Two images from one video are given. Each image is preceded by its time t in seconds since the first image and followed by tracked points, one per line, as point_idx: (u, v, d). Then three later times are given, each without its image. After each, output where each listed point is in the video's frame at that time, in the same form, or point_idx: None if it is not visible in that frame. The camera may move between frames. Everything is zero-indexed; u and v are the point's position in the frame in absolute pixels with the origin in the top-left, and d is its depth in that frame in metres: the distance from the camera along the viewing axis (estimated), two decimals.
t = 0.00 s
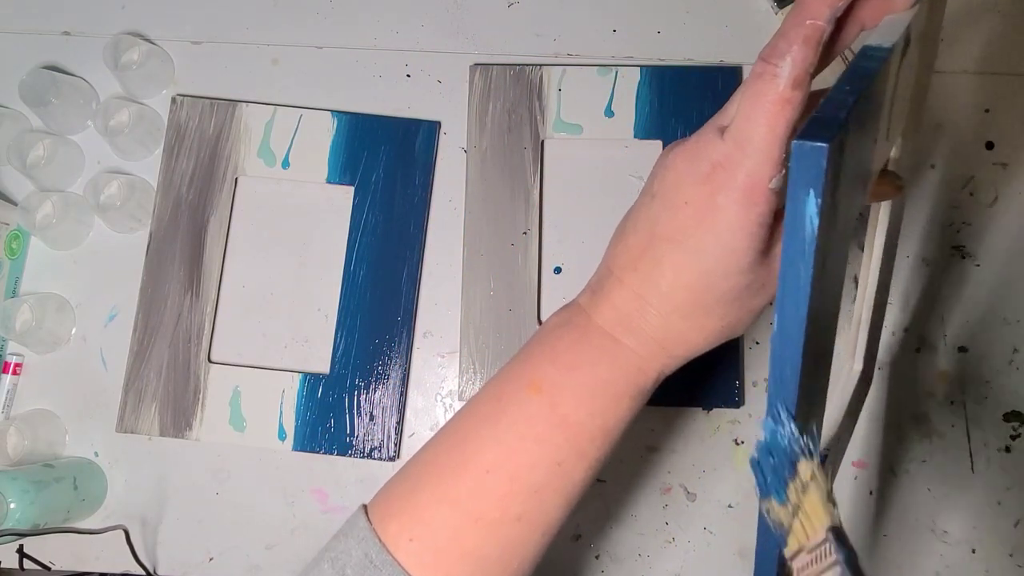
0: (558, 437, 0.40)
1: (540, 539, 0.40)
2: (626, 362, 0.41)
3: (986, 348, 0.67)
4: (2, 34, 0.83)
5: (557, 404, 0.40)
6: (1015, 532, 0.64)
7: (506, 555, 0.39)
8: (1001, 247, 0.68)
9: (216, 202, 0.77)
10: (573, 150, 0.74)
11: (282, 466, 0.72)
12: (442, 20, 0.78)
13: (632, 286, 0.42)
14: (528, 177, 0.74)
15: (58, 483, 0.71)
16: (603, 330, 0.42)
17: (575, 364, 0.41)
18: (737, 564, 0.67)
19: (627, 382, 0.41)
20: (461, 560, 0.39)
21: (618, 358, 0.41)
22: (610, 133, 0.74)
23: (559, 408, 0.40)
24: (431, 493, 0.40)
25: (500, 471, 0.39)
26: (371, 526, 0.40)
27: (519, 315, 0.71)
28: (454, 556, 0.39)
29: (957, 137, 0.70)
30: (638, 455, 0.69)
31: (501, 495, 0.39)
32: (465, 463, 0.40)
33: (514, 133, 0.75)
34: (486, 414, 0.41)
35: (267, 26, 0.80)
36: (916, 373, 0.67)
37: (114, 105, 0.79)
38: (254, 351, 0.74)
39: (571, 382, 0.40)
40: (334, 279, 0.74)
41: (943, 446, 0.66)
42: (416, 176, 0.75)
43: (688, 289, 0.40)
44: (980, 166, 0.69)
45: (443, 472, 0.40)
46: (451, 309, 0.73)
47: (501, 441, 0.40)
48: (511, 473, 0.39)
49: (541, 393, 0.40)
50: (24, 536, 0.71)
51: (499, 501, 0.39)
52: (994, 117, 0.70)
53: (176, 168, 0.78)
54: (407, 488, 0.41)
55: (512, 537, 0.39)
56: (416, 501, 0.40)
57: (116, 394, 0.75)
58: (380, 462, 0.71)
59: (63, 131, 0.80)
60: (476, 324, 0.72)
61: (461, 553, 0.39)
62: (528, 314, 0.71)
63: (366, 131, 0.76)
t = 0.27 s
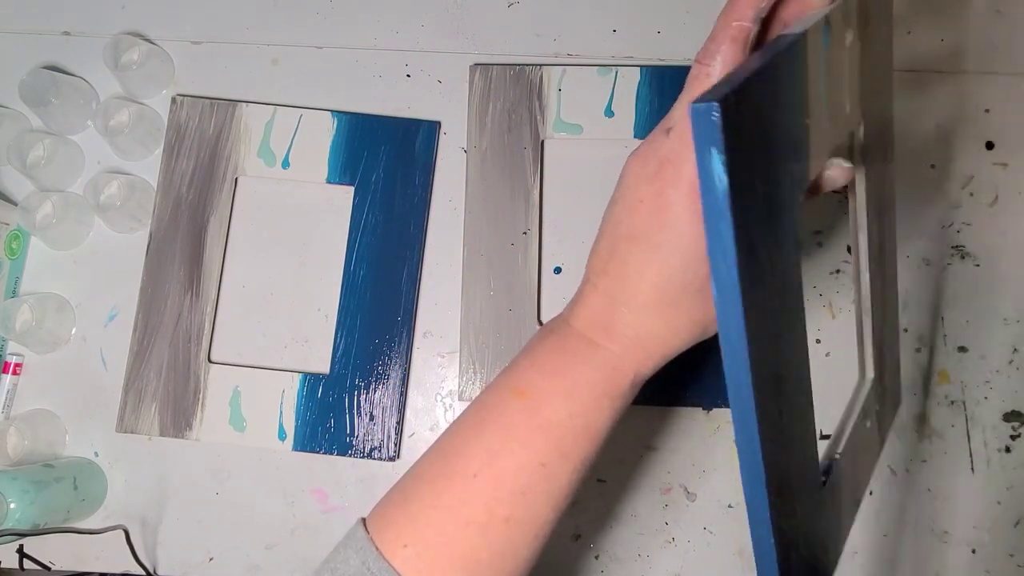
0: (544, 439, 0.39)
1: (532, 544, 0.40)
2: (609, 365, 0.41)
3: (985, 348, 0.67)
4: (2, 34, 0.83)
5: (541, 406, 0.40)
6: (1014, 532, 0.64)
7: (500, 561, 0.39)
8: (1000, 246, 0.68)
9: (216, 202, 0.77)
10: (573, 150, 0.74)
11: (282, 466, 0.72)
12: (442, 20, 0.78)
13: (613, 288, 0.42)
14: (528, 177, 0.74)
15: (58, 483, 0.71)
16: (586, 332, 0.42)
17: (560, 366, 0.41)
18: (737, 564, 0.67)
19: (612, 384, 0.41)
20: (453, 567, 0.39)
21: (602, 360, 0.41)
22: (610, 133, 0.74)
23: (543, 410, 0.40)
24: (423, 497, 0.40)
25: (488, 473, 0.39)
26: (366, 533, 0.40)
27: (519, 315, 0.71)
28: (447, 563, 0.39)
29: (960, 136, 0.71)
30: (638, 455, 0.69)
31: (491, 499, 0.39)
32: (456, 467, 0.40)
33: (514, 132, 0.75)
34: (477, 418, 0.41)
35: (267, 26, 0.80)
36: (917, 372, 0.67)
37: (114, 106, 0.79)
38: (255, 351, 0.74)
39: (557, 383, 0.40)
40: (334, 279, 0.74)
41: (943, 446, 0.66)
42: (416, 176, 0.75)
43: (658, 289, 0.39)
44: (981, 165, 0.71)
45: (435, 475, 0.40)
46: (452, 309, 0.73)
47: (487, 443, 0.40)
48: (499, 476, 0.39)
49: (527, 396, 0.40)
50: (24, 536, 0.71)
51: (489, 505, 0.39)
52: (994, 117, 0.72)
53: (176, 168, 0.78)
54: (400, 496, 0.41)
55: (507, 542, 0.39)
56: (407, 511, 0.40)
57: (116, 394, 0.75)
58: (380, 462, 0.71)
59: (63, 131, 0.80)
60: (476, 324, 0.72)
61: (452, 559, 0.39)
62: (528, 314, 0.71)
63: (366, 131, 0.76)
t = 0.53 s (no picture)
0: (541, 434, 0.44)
1: (542, 534, 0.44)
2: (593, 364, 0.46)
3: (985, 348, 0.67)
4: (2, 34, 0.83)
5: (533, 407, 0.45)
6: (1014, 533, 0.64)
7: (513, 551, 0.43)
8: (1000, 247, 0.69)
9: (216, 202, 0.77)
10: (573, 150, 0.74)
11: (282, 466, 0.72)
12: (442, 19, 0.78)
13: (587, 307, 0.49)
14: (528, 177, 0.74)
15: (58, 483, 0.71)
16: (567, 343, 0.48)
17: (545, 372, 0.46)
18: (737, 564, 0.67)
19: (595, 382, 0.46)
20: (456, 555, 0.42)
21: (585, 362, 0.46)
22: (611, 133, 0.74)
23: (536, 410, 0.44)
24: (435, 506, 0.44)
25: (492, 475, 0.43)
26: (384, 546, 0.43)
27: (520, 314, 0.71)
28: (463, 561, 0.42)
29: (960, 136, 0.72)
30: (638, 455, 0.69)
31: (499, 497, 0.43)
32: (461, 474, 0.44)
33: (514, 133, 0.75)
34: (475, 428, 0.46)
35: (267, 26, 0.80)
36: (918, 373, 0.67)
37: (114, 106, 0.79)
38: (255, 351, 0.74)
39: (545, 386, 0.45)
40: (334, 279, 0.74)
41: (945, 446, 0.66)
42: (416, 176, 0.75)
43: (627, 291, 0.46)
44: (981, 165, 0.71)
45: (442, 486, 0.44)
46: (451, 309, 0.73)
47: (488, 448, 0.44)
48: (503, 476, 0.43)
49: (519, 400, 0.45)
50: (24, 536, 0.71)
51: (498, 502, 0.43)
52: (994, 117, 0.72)
53: (176, 168, 0.78)
54: (414, 507, 0.45)
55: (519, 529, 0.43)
56: (417, 505, 0.45)
57: (117, 394, 0.75)
58: (380, 462, 0.71)
59: (62, 131, 0.80)
60: (476, 324, 0.72)
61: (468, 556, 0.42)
62: (528, 314, 0.71)
63: (366, 131, 0.76)
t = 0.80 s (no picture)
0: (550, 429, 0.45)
1: (554, 533, 0.43)
2: (597, 363, 0.47)
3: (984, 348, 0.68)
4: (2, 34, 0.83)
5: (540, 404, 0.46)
6: (1015, 532, 0.64)
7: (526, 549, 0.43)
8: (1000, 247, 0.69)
9: (216, 202, 0.77)
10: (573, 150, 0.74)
11: (282, 467, 0.72)
12: (442, 19, 0.78)
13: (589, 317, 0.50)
14: (528, 177, 0.74)
15: (59, 483, 0.71)
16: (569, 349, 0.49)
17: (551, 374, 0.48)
18: (737, 563, 0.67)
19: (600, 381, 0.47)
20: (462, 548, 0.42)
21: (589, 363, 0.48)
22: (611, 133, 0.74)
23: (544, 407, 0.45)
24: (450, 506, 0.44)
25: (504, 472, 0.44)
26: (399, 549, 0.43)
27: (520, 314, 0.71)
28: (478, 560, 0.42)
29: (960, 136, 0.72)
30: (638, 455, 0.69)
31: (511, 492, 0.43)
32: (474, 474, 0.45)
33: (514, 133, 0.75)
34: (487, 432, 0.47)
35: (267, 26, 0.80)
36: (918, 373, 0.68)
37: (114, 106, 0.79)
38: (254, 351, 0.74)
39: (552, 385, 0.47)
40: (334, 279, 0.74)
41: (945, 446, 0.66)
42: (416, 176, 0.75)
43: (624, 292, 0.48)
44: (981, 165, 0.71)
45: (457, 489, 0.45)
46: (451, 309, 0.73)
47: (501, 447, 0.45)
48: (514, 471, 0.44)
49: (526, 401, 0.46)
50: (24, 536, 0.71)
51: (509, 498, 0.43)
52: (994, 117, 0.72)
53: (176, 168, 0.78)
54: (430, 512, 0.45)
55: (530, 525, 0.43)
56: (428, 507, 0.46)
57: (117, 393, 0.75)
58: (380, 462, 0.71)
59: (62, 131, 0.80)
60: (476, 324, 0.72)
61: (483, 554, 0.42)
62: (528, 313, 0.71)
63: (366, 131, 0.76)
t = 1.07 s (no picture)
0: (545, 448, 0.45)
1: (548, 549, 0.43)
2: (591, 378, 0.47)
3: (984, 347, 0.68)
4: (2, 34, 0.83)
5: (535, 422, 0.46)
6: (1015, 532, 0.64)
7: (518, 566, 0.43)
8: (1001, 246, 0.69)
9: (216, 202, 0.77)
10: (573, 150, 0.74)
11: (282, 467, 0.72)
12: (442, 19, 0.78)
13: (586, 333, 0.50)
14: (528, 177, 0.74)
15: (59, 483, 0.71)
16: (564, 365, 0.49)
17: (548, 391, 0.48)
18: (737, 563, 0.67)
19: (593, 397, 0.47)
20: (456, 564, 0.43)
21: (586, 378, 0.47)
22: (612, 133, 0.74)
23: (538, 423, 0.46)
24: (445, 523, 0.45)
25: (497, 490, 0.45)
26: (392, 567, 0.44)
27: (520, 314, 0.71)
28: None
29: (959, 136, 0.72)
30: (638, 455, 0.68)
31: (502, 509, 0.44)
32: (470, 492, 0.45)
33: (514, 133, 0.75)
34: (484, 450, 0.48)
35: (267, 26, 0.80)
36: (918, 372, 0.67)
37: (114, 106, 0.79)
38: (255, 351, 0.74)
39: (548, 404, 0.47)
40: (334, 279, 0.74)
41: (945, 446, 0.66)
42: (416, 176, 0.75)
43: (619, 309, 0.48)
44: (980, 165, 0.71)
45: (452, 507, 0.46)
46: (451, 309, 0.73)
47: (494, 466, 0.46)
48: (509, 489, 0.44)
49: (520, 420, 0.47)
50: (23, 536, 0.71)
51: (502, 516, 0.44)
52: (994, 117, 0.72)
53: (176, 168, 0.78)
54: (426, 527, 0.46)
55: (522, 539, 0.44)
56: (425, 523, 0.46)
57: (117, 393, 0.75)
58: (379, 462, 0.71)
59: (62, 131, 0.80)
60: (476, 324, 0.72)
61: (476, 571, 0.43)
62: (528, 313, 0.71)
63: (366, 131, 0.76)
